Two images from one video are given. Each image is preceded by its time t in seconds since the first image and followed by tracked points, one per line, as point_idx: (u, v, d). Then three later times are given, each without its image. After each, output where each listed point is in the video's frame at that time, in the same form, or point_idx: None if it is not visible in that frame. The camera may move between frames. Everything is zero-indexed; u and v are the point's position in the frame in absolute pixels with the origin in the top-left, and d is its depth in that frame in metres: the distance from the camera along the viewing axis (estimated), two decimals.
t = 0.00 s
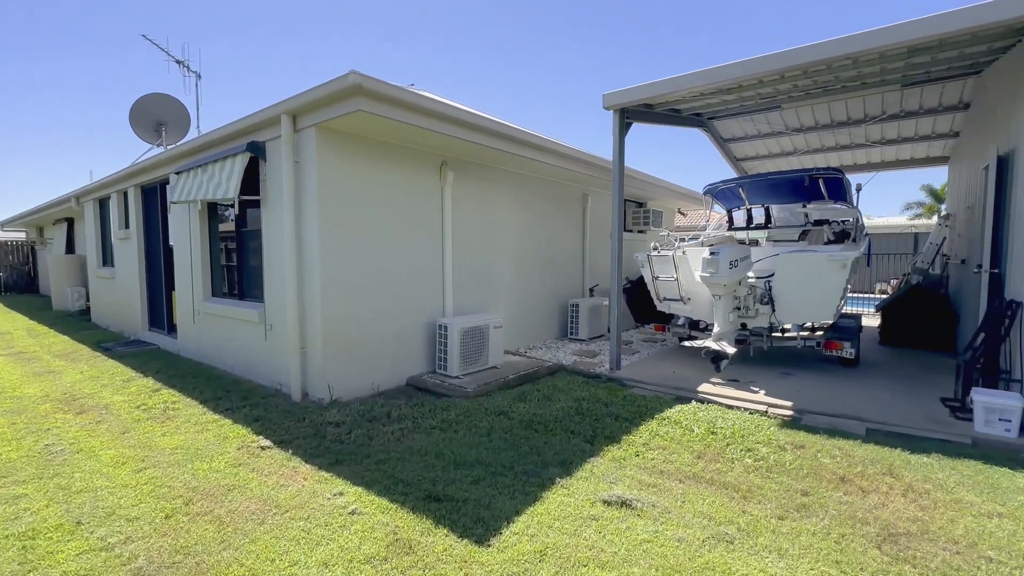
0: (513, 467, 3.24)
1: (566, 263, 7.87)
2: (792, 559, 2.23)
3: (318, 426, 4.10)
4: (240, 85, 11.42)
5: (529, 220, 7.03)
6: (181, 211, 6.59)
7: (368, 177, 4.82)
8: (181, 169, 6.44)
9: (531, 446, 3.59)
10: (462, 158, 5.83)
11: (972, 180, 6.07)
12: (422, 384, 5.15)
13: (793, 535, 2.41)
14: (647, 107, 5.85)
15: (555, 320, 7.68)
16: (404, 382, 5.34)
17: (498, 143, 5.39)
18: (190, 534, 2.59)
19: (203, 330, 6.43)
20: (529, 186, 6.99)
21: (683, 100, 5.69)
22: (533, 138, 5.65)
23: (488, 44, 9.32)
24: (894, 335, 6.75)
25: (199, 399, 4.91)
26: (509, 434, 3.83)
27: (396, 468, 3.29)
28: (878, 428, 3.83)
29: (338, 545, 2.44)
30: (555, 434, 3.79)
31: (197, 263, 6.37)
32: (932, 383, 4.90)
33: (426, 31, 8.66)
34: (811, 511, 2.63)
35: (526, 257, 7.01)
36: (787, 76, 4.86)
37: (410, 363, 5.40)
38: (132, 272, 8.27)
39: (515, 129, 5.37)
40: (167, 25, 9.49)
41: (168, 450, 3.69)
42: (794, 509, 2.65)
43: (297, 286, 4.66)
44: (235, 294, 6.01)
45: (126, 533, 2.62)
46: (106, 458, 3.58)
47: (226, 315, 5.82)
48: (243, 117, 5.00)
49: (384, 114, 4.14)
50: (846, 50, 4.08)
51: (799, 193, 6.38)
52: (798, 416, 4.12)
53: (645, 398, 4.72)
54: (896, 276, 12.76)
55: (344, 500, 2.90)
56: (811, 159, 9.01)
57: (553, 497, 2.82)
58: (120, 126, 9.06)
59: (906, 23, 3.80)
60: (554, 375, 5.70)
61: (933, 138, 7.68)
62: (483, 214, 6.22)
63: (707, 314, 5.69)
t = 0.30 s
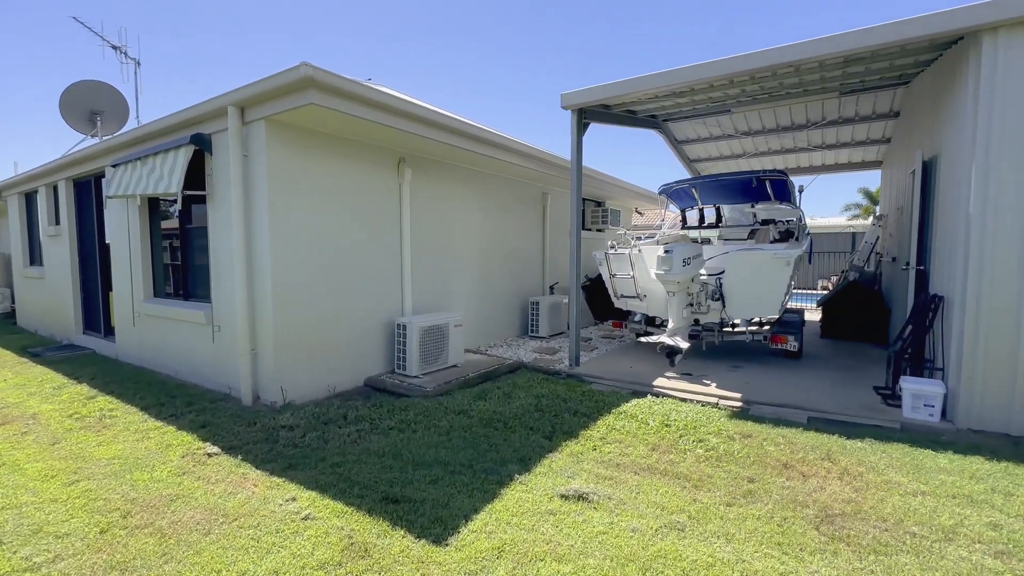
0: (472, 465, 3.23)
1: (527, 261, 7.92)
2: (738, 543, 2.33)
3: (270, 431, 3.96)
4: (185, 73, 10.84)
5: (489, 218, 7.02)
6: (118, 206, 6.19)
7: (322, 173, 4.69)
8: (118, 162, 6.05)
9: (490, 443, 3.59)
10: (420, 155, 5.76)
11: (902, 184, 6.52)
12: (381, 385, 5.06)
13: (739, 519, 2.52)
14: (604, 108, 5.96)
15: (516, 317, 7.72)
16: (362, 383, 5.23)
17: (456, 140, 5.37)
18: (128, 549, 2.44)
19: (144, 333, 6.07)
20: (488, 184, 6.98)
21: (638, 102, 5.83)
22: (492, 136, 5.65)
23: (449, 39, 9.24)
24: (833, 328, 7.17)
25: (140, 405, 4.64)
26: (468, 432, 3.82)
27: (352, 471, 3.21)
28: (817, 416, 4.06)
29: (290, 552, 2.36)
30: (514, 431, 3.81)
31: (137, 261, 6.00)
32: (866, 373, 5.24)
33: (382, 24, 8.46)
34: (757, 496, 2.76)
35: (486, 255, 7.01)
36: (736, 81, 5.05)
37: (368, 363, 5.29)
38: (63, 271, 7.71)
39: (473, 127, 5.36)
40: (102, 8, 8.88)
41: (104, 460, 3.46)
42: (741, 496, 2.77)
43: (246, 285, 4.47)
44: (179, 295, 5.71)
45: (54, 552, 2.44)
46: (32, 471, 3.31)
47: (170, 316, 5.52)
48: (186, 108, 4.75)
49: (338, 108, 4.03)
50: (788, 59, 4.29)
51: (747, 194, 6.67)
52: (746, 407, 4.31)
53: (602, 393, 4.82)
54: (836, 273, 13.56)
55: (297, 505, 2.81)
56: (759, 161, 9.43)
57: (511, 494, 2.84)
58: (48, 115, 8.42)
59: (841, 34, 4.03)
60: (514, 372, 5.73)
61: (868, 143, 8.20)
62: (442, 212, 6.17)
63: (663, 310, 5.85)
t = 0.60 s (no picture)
0: (431, 466, 3.20)
1: (489, 260, 7.91)
2: (690, 532, 2.40)
3: (219, 437, 3.79)
4: (123, 60, 10.20)
5: (450, 216, 6.97)
6: (49, 201, 5.78)
7: (275, 170, 4.53)
8: (48, 153, 5.63)
9: (451, 443, 3.57)
10: (378, 151, 5.66)
11: (843, 186, 6.91)
12: (338, 387, 4.93)
13: (691, 510, 2.61)
14: (563, 107, 6.02)
15: (478, 316, 7.70)
16: (319, 385, 5.09)
17: (415, 137, 5.31)
18: (58, 570, 2.28)
19: (80, 337, 5.69)
20: (449, 182, 6.93)
21: (597, 102, 5.92)
22: (451, 133, 5.62)
23: (407, 33, 9.09)
24: (781, 323, 7.51)
25: (74, 414, 4.34)
26: (428, 433, 3.78)
27: (307, 476, 3.12)
28: (766, 407, 4.25)
29: (238, 563, 2.27)
30: (475, 430, 3.80)
31: (71, 260, 5.61)
32: (810, 365, 5.53)
33: (339, 17, 8.23)
34: (708, 486, 2.86)
35: (447, 253, 6.95)
36: (691, 84, 5.21)
37: (325, 364, 5.15)
38: None
39: (432, 124, 5.31)
40: None
41: (31, 475, 3.22)
42: (693, 486, 2.87)
43: (193, 285, 4.26)
44: (119, 295, 5.37)
45: None
46: None
47: (108, 319, 5.18)
48: (124, 98, 4.47)
49: (289, 102, 3.90)
50: (738, 64, 4.45)
51: (701, 194, 6.91)
52: (700, 400, 4.46)
53: (563, 390, 4.87)
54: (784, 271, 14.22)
55: (247, 514, 2.70)
56: (713, 162, 9.77)
57: (471, 494, 2.83)
58: None
59: (786, 43, 4.22)
60: (476, 371, 5.71)
61: (813, 147, 8.63)
62: (402, 210, 6.08)
63: (621, 308, 5.97)
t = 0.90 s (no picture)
0: (391, 469, 3.14)
1: (451, 258, 7.85)
2: (646, 524, 2.47)
3: (164, 446, 3.59)
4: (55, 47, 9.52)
5: (411, 214, 6.87)
6: None
7: (225, 165, 4.34)
8: None
9: (411, 445, 3.52)
10: (335, 147, 5.51)
11: (789, 187, 7.25)
12: (295, 390, 4.77)
13: (648, 502, 2.67)
14: (524, 107, 6.04)
15: (441, 315, 7.64)
16: (274, 389, 4.91)
17: (373, 132, 5.21)
18: None
19: (8, 344, 5.27)
20: (409, 179, 6.84)
21: (558, 102, 5.99)
22: (410, 130, 5.55)
23: (364, 28, 8.91)
24: (735, 319, 7.80)
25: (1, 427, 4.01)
26: (387, 435, 3.72)
27: (259, 484, 3.00)
28: (719, 400, 4.40)
29: None
30: (436, 431, 3.76)
31: None
32: (760, 359, 5.78)
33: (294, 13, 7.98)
34: (664, 479, 2.94)
35: (409, 252, 6.86)
36: (648, 86, 5.33)
37: (280, 367, 4.98)
38: None
39: (390, 120, 5.22)
40: None
41: None
42: (650, 479, 2.94)
43: (134, 286, 4.02)
44: (52, 298, 5.01)
45: None
46: None
47: (39, 323, 4.82)
48: (54, 87, 4.17)
49: (238, 93, 3.74)
50: (690, 69, 4.59)
51: (660, 194, 7.10)
52: (658, 395, 4.58)
53: (525, 388, 4.90)
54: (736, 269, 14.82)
55: (194, 526, 2.58)
56: (670, 164, 10.06)
57: (431, 495, 2.80)
58: None
59: (735, 49, 4.38)
60: (439, 371, 5.65)
61: (763, 150, 9.02)
62: (361, 208, 5.95)
63: (582, 306, 6.05)
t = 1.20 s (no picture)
0: (350, 473, 3.07)
1: (413, 258, 7.74)
2: (607, 518, 2.51)
3: (104, 458, 3.37)
4: None
5: (370, 213, 6.74)
6: None
7: (170, 160, 4.12)
8: None
9: (371, 448, 3.44)
10: (290, 143, 5.33)
11: (741, 188, 7.56)
12: (248, 395, 4.59)
13: (609, 496, 2.73)
14: (485, 105, 6.02)
15: (403, 315, 7.52)
16: (225, 395, 4.70)
17: (330, 128, 5.08)
18: None
19: None
20: (368, 178, 6.70)
21: (518, 101, 6.01)
22: (369, 126, 5.44)
23: (320, 19, 8.67)
24: (692, 315, 8.06)
25: None
26: (346, 439, 3.63)
27: (210, 494, 2.87)
28: (676, 395, 4.54)
29: None
30: (397, 433, 3.70)
31: None
32: (715, 354, 6.00)
33: None
34: (624, 473, 3.01)
35: (368, 250, 6.71)
36: (606, 88, 5.43)
37: (232, 372, 4.78)
38: None
39: (348, 116, 5.10)
40: None
41: None
42: (611, 474, 3.00)
43: (70, 289, 3.75)
44: None
45: None
46: None
47: None
48: None
49: (183, 86, 3.56)
50: (646, 72, 4.70)
51: (620, 194, 7.24)
52: (618, 391, 4.67)
53: (489, 387, 4.89)
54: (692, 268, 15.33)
55: (137, 542, 2.43)
56: (629, 164, 10.29)
57: (391, 499, 2.75)
58: None
59: (688, 54, 4.51)
60: (400, 372, 5.57)
61: (717, 152, 9.35)
62: (317, 206, 5.79)
63: (545, 304, 6.10)
